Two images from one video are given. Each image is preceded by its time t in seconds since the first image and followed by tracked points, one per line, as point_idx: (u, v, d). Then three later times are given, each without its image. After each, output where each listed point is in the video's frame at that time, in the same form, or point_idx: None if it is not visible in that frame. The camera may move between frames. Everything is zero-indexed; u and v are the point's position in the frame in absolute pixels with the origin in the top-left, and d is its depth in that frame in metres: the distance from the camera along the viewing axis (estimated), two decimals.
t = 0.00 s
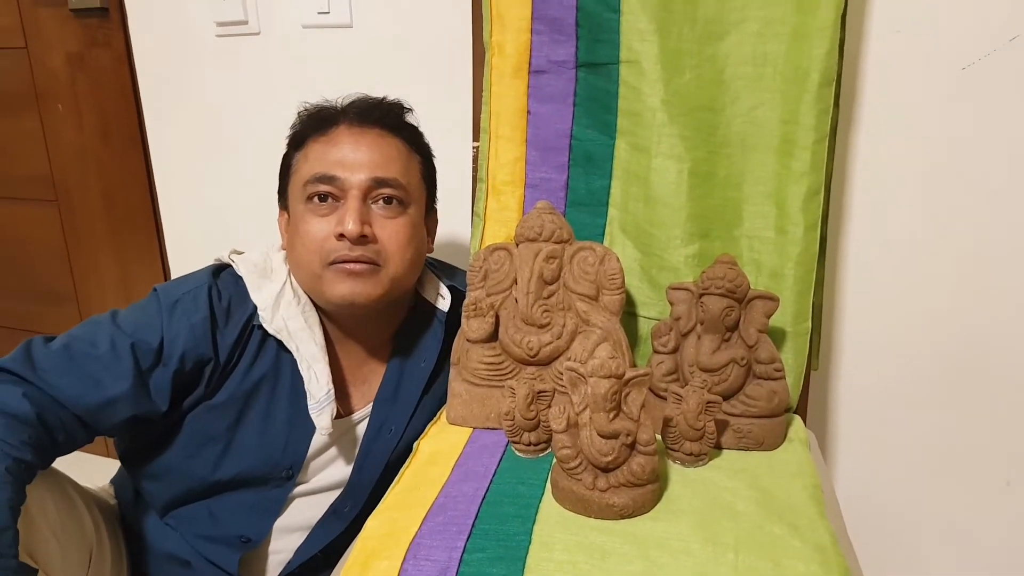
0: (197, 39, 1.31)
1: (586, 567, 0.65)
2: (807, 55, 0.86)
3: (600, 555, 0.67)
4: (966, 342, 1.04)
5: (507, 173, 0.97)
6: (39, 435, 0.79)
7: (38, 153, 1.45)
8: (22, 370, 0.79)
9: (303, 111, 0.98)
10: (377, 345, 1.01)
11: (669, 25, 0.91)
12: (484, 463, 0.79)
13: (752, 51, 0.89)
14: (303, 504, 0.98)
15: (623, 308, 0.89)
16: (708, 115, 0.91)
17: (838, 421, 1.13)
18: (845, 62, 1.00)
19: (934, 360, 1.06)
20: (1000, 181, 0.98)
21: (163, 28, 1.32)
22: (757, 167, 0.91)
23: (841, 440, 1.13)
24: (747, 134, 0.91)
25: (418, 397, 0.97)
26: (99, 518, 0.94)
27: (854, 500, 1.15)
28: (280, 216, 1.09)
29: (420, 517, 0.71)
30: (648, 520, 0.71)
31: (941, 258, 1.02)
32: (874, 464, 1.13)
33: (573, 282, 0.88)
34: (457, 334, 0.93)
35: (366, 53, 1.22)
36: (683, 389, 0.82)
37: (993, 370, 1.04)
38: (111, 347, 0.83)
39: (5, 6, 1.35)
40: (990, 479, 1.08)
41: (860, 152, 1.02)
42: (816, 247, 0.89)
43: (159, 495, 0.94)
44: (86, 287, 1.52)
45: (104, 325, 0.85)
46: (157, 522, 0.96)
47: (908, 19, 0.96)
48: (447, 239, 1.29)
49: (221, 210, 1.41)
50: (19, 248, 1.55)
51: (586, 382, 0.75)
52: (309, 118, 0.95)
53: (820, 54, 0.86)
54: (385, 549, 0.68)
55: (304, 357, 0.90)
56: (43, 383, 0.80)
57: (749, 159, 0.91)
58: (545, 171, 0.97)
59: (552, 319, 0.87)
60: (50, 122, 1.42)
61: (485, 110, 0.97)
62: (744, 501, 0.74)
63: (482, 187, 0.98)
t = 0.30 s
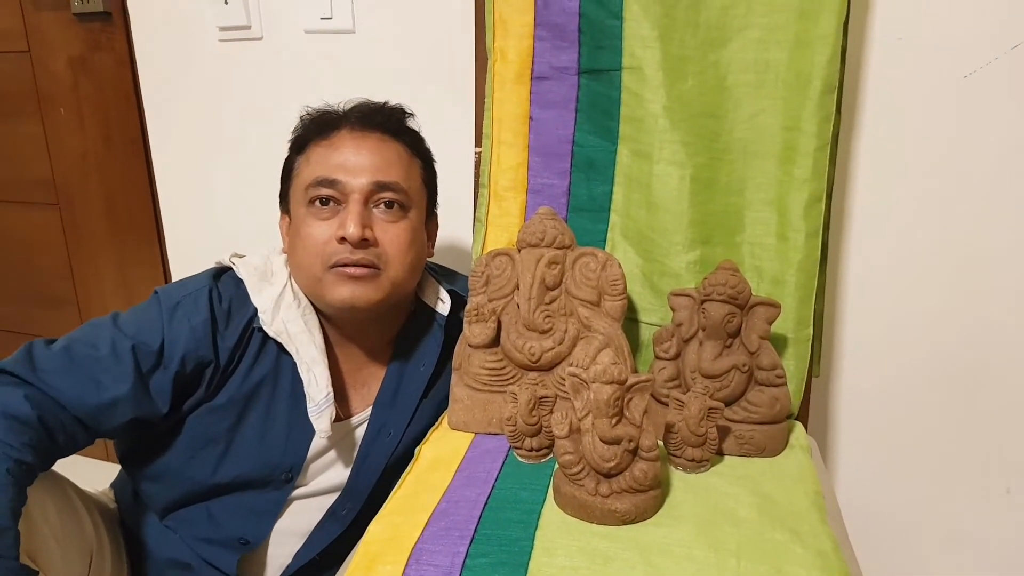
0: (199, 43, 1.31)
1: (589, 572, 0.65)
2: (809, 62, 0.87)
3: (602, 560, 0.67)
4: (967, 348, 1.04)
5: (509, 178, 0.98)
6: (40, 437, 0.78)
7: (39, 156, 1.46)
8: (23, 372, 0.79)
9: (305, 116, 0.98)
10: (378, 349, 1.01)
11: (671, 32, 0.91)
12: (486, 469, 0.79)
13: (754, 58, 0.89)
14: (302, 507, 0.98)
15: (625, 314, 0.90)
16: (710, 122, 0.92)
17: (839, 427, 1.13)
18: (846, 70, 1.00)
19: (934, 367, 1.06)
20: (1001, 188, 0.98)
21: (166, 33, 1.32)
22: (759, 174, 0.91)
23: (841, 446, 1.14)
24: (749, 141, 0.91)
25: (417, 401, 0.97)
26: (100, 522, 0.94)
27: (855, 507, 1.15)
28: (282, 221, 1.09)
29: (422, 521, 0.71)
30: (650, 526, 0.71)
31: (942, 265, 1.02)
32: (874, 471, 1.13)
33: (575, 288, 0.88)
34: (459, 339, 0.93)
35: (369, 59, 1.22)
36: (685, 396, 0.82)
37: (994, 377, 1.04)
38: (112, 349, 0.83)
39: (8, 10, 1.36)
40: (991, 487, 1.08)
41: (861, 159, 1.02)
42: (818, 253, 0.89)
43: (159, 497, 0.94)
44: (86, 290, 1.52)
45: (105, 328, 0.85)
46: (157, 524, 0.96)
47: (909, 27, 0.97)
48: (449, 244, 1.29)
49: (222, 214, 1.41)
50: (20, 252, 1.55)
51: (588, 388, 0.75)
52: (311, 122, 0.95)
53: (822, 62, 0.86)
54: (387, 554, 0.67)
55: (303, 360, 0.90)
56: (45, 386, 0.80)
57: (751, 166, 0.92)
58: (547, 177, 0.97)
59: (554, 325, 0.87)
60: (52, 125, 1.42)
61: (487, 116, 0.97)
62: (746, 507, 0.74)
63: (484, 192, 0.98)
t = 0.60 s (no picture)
0: (205, 53, 1.32)
1: None
2: (811, 69, 0.87)
3: (608, 568, 0.67)
4: (973, 354, 1.04)
5: (513, 186, 0.98)
6: (51, 446, 0.79)
7: (47, 166, 1.47)
8: (34, 380, 0.80)
9: (313, 124, 0.99)
10: (383, 356, 1.01)
11: (674, 40, 0.91)
12: (491, 476, 0.79)
13: (757, 65, 0.90)
14: (308, 513, 0.98)
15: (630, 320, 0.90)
16: (713, 129, 0.92)
17: (845, 432, 1.12)
18: (849, 76, 1.00)
19: (940, 372, 1.06)
20: (1005, 193, 0.98)
21: (171, 43, 1.33)
22: (763, 180, 0.92)
23: (848, 451, 1.13)
24: (752, 148, 0.91)
25: (422, 407, 0.97)
26: (108, 529, 0.94)
27: (861, 512, 1.15)
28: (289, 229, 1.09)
29: (429, 529, 0.71)
30: (655, 533, 0.71)
31: (947, 270, 1.02)
32: (881, 476, 1.13)
33: (580, 295, 0.88)
34: (465, 346, 0.93)
35: (373, 67, 1.23)
36: (690, 403, 0.82)
37: (1001, 382, 1.04)
38: (121, 356, 0.84)
39: (16, 23, 1.37)
40: (998, 492, 1.08)
41: (864, 165, 1.02)
42: (822, 259, 0.89)
43: (166, 503, 0.94)
44: (94, 298, 1.53)
45: (114, 335, 0.85)
46: (164, 530, 0.96)
47: (911, 33, 0.97)
48: (454, 251, 1.30)
49: (228, 222, 1.41)
50: (28, 261, 1.56)
51: (593, 396, 0.75)
52: (320, 131, 0.95)
53: (824, 68, 0.86)
54: (395, 561, 0.68)
55: (310, 366, 0.91)
56: (55, 394, 0.80)
57: (754, 172, 0.92)
58: (550, 185, 0.97)
59: (559, 332, 0.88)
60: (60, 135, 1.43)
61: (491, 124, 0.98)
62: (752, 514, 0.74)
63: (488, 200, 0.99)
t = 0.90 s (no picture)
0: (208, 59, 1.33)
1: None
2: (811, 73, 0.87)
3: (609, 572, 0.67)
4: (975, 356, 1.04)
5: (514, 191, 0.98)
6: (55, 451, 0.79)
7: (50, 171, 1.47)
8: (37, 386, 0.80)
9: (322, 127, 0.99)
10: (386, 359, 1.01)
11: (674, 45, 0.92)
12: (493, 481, 0.80)
13: (757, 70, 0.90)
14: (310, 518, 0.98)
15: (631, 324, 0.90)
16: (714, 134, 0.92)
17: (846, 436, 1.13)
18: (850, 81, 1.01)
19: (942, 375, 1.06)
20: (1006, 196, 0.98)
21: (174, 49, 1.34)
22: (764, 185, 0.92)
23: (849, 455, 1.13)
24: (753, 152, 0.92)
25: (424, 411, 0.97)
26: (111, 535, 0.95)
27: (863, 515, 1.15)
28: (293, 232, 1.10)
29: (431, 534, 0.71)
30: (656, 537, 0.72)
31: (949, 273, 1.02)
32: (882, 480, 1.13)
33: (581, 300, 0.88)
34: (467, 350, 0.94)
35: (376, 73, 1.24)
36: (691, 407, 0.82)
37: (1002, 385, 1.04)
38: (124, 359, 0.84)
39: (20, 30, 1.38)
40: (1000, 495, 1.07)
41: (865, 169, 1.03)
42: (823, 263, 0.89)
43: (169, 506, 0.95)
44: (97, 303, 1.54)
45: (117, 338, 0.85)
46: (167, 533, 0.96)
47: (911, 37, 0.97)
48: (458, 255, 1.30)
49: (231, 227, 1.42)
50: (31, 266, 1.57)
51: (594, 401, 0.75)
52: (329, 134, 0.96)
53: (825, 73, 0.87)
54: (396, 566, 0.68)
55: (314, 368, 0.91)
56: (61, 401, 0.81)
57: (755, 176, 0.92)
58: (552, 190, 0.98)
59: (560, 336, 0.88)
60: (63, 141, 1.44)
61: (493, 129, 0.98)
62: (753, 518, 0.74)
63: (490, 205, 0.99)
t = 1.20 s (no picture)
0: (209, 65, 1.34)
1: None
2: (809, 82, 0.88)
3: None
4: (972, 363, 1.04)
5: (514, 197, 0.99)
6: (54, 457, 0.80)
7: (51, 176, 1.48)
8: (38, 392, 0.81)
9: (323, 134, 1.00)
10: (386, 365, 1.02)
11: (673, 53, 0.92)
12: (492, 487, 0.80)
13: (755, 78, 0.91)
14: (311, 523, 0.99)
15: (630, 330, 0.91)
16: (713, 141, 0.93)
17: (844, 441, 1.13)
18: (848, 89, 1.01)
19: (939, 381, 1.06)
20: (1003, 203, 0.98)
21: (175, 55, 1.35)
22: (762, 192, 0.92)
23: (847, 460, 1.14)
24: (751, 160, 0.92)
25: (425, 417, 0.97)
26: (109, 539, 0.95)
27: (860, 521, 1.15)
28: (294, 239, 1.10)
29: (430, 539, 0.72)
30: (655, 543, 0.72)
31: (946, 280, 1.03)
32: (880, 485, 1.13)
33: (581, 306, 0.89)
34: (466, 356, 0.94)
35: (376, 79, 1.24)
36: (690, 412, 0.83)
37: (999, 391, 1.04)
38: (125, 366, 0.84)
39: (22, 36, 1.39)
40: (996, 501, 1.08)
41: (863, 176, 1.03)
42: (820, 270, 0.90)
43: (169, 512, 0.95)
44: (97, 308, 1.54)
45: (118, 345, 0.86)
46: (167, 540, 0.96)
47: (909, 45, 0.98)
48: (458, 261, 1.31)
49: (231, 233, 1.43)
50: (31, 271, 1.57)
51: (593, 407, 0.75)
52: (330, 141, 0.97)
53: (822, 81, 0.87)
54: (396, 571, 0.68)
55: (314, 375, 0.91)
56: (61, 406, 0.81)
57: (753, 184, 0.93)
58: (551, 196, 0.98)
59: (560, 342, 0.88)
60: (64, 146, 1.45)
61: (493, 136, 0.99)
62: (751, 523, 0.74)
63: (490, 211, 1.00)
